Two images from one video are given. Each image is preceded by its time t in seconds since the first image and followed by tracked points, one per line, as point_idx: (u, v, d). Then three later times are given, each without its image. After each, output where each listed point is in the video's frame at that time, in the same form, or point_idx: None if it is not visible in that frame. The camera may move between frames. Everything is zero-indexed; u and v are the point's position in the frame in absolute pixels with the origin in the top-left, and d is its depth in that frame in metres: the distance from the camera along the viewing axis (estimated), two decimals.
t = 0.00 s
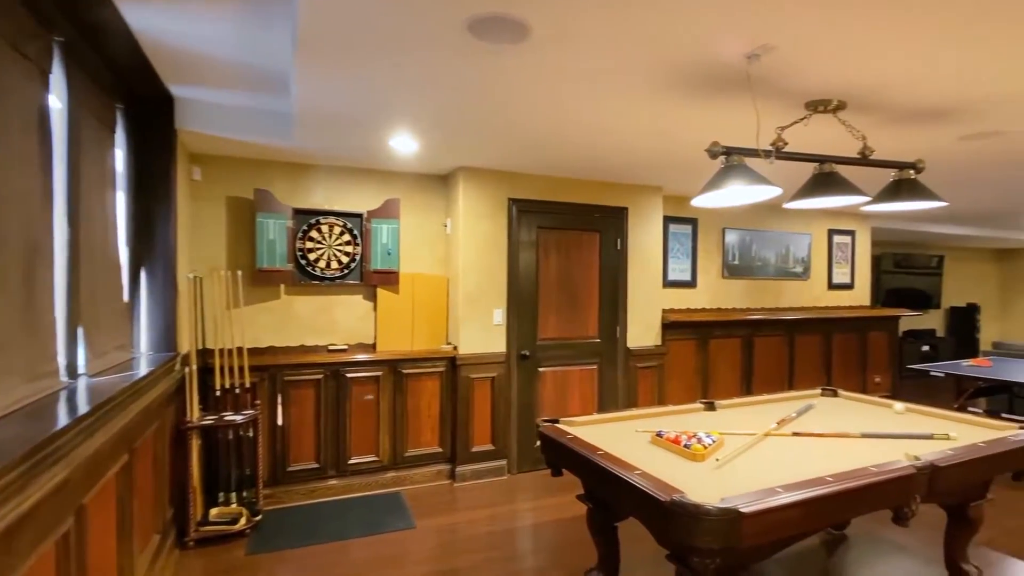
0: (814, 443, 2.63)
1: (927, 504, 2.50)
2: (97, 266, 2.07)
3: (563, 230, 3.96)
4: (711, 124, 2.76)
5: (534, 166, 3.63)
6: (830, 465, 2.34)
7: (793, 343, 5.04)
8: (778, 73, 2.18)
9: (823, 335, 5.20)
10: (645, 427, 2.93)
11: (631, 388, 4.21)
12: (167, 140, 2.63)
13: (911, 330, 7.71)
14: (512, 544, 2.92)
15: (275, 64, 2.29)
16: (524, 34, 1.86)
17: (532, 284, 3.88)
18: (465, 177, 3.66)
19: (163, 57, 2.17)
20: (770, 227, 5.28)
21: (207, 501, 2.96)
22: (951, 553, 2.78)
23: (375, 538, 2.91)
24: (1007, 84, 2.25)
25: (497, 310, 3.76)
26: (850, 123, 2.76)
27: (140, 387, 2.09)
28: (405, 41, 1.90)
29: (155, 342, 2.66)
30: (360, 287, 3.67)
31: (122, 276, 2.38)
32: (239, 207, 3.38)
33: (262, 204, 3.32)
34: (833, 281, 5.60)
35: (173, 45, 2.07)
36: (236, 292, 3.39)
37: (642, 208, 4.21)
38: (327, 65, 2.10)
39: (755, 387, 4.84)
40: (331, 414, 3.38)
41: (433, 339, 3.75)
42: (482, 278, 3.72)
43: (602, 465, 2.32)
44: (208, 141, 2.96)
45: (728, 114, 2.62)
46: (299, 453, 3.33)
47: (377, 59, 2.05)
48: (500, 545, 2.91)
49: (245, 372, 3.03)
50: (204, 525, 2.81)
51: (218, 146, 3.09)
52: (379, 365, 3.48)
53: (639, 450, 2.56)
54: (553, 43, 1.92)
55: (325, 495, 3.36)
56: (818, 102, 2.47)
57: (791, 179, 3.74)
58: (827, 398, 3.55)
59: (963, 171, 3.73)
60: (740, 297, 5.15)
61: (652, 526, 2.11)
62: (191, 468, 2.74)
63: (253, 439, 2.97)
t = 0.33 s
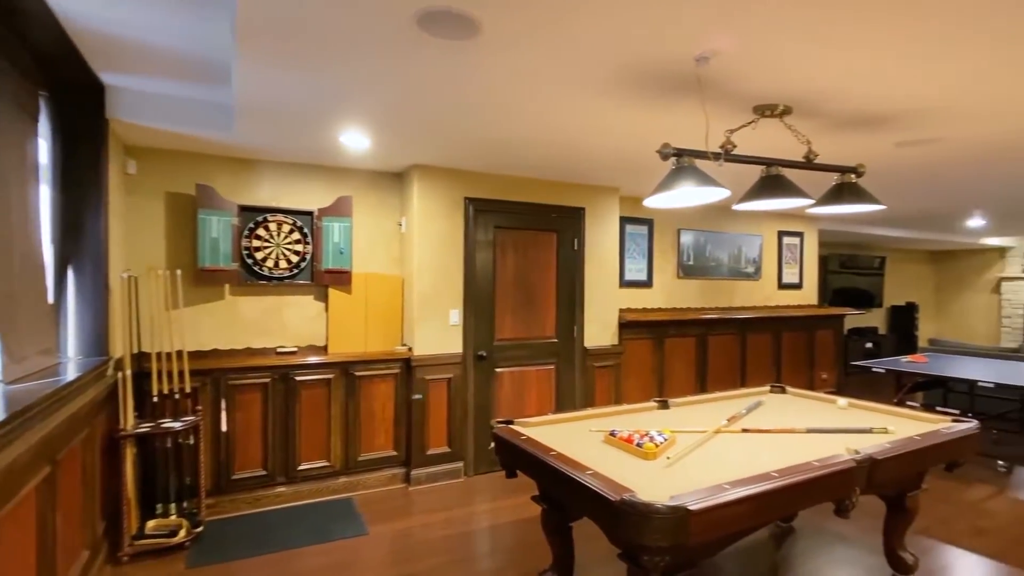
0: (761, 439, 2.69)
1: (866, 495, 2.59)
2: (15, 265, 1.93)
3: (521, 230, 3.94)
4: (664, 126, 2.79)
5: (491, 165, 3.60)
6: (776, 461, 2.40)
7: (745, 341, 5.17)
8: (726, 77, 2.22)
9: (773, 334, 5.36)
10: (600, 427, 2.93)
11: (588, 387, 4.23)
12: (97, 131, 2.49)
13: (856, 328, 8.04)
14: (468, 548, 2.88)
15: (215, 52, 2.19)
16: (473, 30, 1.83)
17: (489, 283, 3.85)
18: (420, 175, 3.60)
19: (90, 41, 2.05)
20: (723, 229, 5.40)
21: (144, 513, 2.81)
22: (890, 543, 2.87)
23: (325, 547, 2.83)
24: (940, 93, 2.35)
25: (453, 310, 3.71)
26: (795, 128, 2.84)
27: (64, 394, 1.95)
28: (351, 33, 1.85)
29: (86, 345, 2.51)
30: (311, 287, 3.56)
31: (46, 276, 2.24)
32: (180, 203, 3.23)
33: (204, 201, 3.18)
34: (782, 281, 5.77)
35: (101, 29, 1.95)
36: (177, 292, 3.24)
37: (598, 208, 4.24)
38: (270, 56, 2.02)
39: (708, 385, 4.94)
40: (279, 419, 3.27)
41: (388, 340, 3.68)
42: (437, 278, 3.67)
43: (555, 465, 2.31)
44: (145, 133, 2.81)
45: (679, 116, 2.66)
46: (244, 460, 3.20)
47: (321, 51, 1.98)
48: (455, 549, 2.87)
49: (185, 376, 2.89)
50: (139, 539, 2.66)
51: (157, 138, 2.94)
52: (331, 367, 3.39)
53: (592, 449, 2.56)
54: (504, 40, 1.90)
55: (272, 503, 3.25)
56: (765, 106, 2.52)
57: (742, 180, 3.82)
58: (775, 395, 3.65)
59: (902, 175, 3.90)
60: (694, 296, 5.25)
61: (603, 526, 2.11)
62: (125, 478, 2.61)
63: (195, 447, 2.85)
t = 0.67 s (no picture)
0: (712, 434, 2.74)
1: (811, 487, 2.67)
2: None
3: (478, 228, 3.89)
4: (618, 125, 2.81)
5: (447, 162, 3.54)
6: (725, 455, 2.44)
7: (700, 339, 5.28)
8: (677, 78, 2.24)
9: (726, 332, 5.49)
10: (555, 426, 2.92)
11: (546, 386, 4.22)
12: (19, 117, 2.31)
13: (804, 326, 8.33)
14: (422, 551, 2.82)
15: (147, 34, 2.06)
16: (423, 22, 1.78)
17: (445, 282, 3.79)
18: (374, 171, 3.52)
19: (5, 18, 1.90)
20: (678, 229, 5.50)
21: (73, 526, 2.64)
22: (835, 532, 2.97)
23: (272, 555, 2.72)
24: (881, 98, 2.44)
25: (408, 309, 3.64)
26: (745, 130, 2.90)
27: None
28: (294, 20, 1.77)
29: (8, 347, 2.34)
30: (259, 286, 3.43)
31: None
32: (114, 197, 3.05)
33: (140, 194, 3.02)
34: (735, 280, 5.92)
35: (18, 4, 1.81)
36: (111, 291, 3.06)
37: (556, 207, 4.24)
38: (207, 42, 1.92)
39: (664, 383, 5.01)
40: (223, 423, 3.13)
41: (340, 340, 3.58)
42: (392, 277, 3.59)
43: (509, 466, 2.28)
44: (75, 121, 2.64)
45: (633, 116, 2.68)
46: (185, 467, 3.05)
47: (263, 37, 1.89)
48: (409, 552, 2.81)
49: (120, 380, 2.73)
50: (67, 554, 2.51)
51: (89, 127, 2.76)
52: (279, 369, 3.27)
53: (547, 448, 2.55)
54: (456, 32, 1.85)
55: (215, 512, 3.11)
56: (715, 107, 2.57)
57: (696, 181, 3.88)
58: (727, 391, 3.72)
59: (845, 178, 4.05)
60: (650, 295, 5.33)
61: (557, 525, 2.10)
62: (52, 489, 2.44)
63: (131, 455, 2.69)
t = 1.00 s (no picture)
0: (668, 432, 2.77)
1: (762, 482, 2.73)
2: None
3: (437, 227, 3.84)
4: (576, 125, 2.81)
5: (405, 159, 3.48)
6: (679, 453, 2.47)
7: (658, 338, 5.36)
8: (634, 78, 2.25)
9: (684, 331, 5.59)
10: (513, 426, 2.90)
11: (506, 386, 4.21)
12: None
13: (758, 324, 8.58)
14: (378, 556, 2.75)
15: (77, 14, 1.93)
16: (374, 15, 1.73)
17: (404, 282, 3.73)
18: (329, 167, 3.42)
19: None
20: (637, 229, 5.57)
21: None
22: (787, 526, 3.04)
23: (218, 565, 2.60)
24: (832, 102, 2.51)
25: (365, 309, 3.57)
26: (700, 132, 2.95)
27: None
28: (238, 8, 1.69)
29: None
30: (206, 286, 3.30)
31: None
32: (45, 190, 2.87)
33: (73, 188, 2.86)
34: (693, 279, 6.04)
35: None
36: (42, 291, 2.88)
37: (516, 207, 4.23)
38: (146, 28, 1.82)
39: (623, 381, 5.07)
40: (167, 429, 3.00)
41: (294, 342, 3.48)
42: (348, 276, 3.51)
43: (465, 468, 2.24)
44: None
45: (591, 116, 2.68)
46: (124, 476, 2.90)
47: (205, 25, 1.80)
48: (365, 557, 2.74)
49: (51, 386, 2.56)
50: None
51: (17, 116, 2.59)
52: (228, 372, 3.15)
53: (503, 449, 2.52)
54: (409, 25, 1.80)
55: (158, 522, 2.97)
56: (671, 109, 2.59)
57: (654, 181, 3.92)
58: (683, 389, 3.78)
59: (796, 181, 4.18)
60: (610, 295, 5.37)
61: (512, 526, 2.08)
62: None
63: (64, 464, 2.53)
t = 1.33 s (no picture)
0: (626, 430, 2.79)
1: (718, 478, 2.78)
2: None
3: (398, 226, 3.79)
4: (536, 124, 2.81)
5: (364, 157, 3.42)
6: (637, 450, 2.50)
7: (621, 337, 5.41)
8: (591, 79, 2.26)
9: (646, 330, 5.66)
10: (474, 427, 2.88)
11: (469, 387, 4.18)
12: None
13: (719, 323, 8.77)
14: (336, 562, 2.69)
15: None
16: (326, 8, 1.68)
17: (363, 282, 3.66)
18: (285, 164, 3.33)
19: None
20: (600, 229, 5.62)
21: None
22: (743, 520, 3.11)
23: None
24: (785, 106, 2.56)
25: (323, 310, 3.49)
26: (658, 133, 2.98)
27: None
28: None
29: None
30: (154, 286, 3.18)
31: None
32: None
33: (5, 181, 2.72)
34: (655, 279, 6.13)
35: None
36: None
37: (479, 206, 4.21)
38: (81, 16, 1.73)
39: (587, 380, 5.10)
40: (111, 436, 2.87)
41: (248, 344, 3.37)
42: (305, 276, 3.43)
43: (422, 470, 2.21)
44: None
45: (551, 115, 2.68)
46: (64, 485, 2.76)
47: (144, 12, 1.72)
48: (322, 563, 2.67)
49: None
50: None
51: None
52: (178, 375, 3.03)
53: (462, 450, 2.50)
54: (362, 19, 1.76)
55: (101, 533, 2.84)
56: (630, 110, 2.61)
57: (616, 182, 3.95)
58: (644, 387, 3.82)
59: (753, 183, 4.27)
60: (574, 295, 5.40)
61: (469, 529, 2.05)
62: None
63: None
